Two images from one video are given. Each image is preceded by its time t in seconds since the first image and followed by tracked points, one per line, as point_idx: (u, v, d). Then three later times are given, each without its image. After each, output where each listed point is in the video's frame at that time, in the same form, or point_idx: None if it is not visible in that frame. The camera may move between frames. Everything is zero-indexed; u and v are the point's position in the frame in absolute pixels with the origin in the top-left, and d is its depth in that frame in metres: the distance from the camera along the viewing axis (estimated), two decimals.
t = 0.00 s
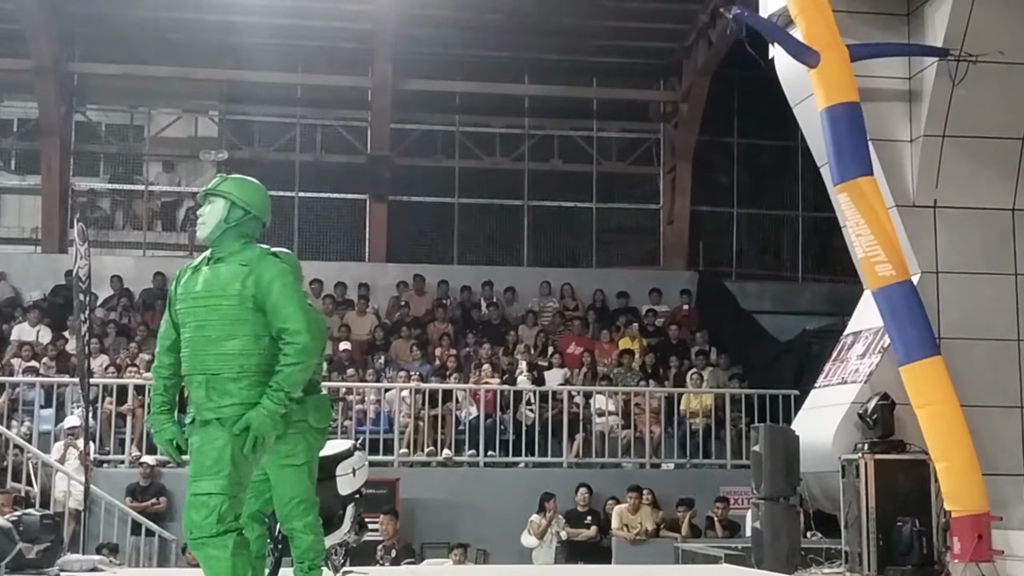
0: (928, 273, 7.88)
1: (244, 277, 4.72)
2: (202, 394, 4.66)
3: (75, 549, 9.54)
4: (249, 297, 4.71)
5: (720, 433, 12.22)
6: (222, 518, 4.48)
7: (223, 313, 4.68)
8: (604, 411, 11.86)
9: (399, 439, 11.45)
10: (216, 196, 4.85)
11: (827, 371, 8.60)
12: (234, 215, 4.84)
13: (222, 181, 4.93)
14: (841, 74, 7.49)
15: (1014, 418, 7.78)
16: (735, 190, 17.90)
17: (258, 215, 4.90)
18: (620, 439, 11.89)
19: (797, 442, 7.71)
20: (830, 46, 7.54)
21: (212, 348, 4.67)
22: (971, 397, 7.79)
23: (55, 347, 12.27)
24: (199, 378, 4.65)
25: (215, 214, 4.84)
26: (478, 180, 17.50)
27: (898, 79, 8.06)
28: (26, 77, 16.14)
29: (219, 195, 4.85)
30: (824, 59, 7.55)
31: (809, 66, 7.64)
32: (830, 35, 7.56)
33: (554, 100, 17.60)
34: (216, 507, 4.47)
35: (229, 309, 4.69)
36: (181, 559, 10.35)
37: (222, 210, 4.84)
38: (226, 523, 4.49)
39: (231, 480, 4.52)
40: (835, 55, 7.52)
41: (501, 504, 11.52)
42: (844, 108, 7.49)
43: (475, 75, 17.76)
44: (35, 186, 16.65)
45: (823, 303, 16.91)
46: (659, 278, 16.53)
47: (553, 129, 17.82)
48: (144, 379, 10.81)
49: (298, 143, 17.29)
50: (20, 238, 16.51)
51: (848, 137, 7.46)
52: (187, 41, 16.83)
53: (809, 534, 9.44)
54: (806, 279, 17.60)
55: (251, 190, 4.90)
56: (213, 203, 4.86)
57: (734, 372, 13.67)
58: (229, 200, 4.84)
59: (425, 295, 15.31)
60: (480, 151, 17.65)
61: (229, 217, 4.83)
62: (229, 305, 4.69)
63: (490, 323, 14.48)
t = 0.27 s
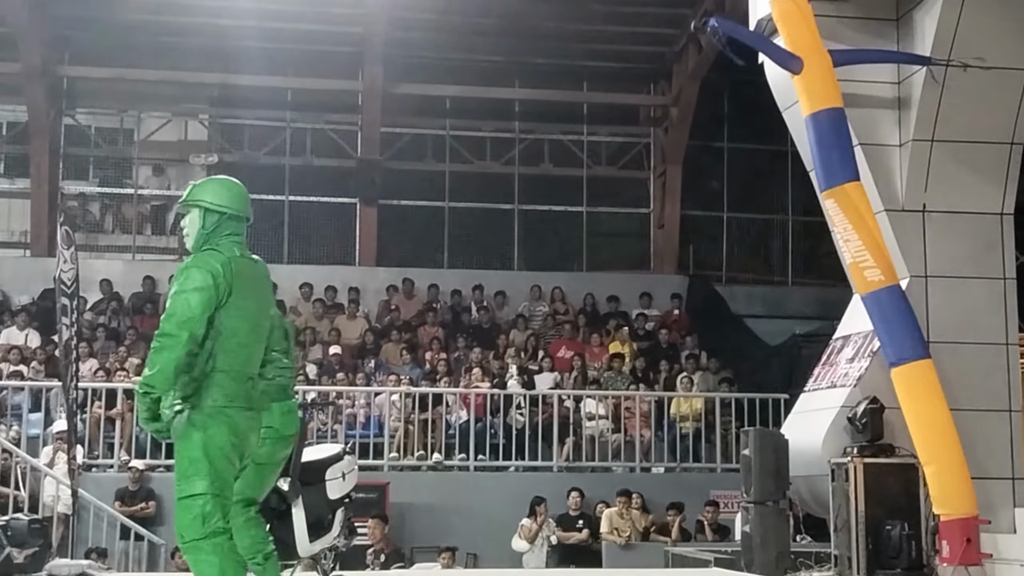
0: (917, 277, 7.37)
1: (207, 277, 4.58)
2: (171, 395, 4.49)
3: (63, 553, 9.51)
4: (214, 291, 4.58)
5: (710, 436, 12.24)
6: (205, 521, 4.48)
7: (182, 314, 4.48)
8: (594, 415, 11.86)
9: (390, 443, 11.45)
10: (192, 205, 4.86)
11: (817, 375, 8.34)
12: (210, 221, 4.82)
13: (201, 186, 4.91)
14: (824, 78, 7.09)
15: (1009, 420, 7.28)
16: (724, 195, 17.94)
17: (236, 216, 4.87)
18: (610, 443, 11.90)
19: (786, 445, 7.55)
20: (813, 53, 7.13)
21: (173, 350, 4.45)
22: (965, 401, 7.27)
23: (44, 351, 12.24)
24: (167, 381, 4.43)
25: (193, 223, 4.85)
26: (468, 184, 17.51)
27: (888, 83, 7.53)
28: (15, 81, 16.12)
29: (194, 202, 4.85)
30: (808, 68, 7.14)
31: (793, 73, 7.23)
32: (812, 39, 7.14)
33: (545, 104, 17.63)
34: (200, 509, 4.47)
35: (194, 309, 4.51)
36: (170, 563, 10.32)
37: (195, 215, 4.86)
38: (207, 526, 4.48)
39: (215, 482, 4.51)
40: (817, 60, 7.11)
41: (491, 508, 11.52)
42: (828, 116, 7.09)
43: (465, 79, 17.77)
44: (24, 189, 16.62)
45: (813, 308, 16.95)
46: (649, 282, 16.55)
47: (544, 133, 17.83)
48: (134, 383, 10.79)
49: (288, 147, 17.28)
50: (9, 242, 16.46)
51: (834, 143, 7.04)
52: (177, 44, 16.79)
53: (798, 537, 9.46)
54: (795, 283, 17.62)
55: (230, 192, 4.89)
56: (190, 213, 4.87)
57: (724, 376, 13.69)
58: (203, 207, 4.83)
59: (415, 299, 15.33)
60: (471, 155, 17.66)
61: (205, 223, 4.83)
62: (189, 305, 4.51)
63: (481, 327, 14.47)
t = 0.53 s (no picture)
0: (906, 282, 7.36)
1: (208, 263, 4.66)
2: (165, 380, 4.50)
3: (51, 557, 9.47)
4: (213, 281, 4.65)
5: (701, 440, 12.24)
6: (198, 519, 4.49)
7: (185, 295, 4.55)
8: (585, 418, 11.84)
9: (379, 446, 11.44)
10: (189, 203, 4.86)
11: (807, 378, 8.29)
12: (207, 219, 4.82)
13: (197, 185, 4.93)
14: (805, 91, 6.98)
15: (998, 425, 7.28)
16: (714, 199, 17.96)
17: (231, 214, 4.88)
18: (600, 447, 11.89)
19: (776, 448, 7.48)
20: (796, 66, 7.01)
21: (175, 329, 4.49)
22: (954, 406, 7.27)
23: (33, 354, 12.20)
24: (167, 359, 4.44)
25: (189, 220, 4.85)
26: (458, 187, 17.49)
27: (878, 88, 7.52)
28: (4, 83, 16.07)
29: (191, 201, 4.86)
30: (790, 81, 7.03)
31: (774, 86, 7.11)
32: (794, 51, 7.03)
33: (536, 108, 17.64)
34: (198, 510, 4.50)
35: (197, 293, 4.57)
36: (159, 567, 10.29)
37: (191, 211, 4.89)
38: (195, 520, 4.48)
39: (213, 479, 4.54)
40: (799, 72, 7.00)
41: (480, 512, 11.51)
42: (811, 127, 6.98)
43: (456, 82, 17.76)
44: (13, 192, 16.56)
45: (803, 311, 16.99)
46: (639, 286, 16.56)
47: (534, 137, 17.84)
48: (123, 386, 10.76)
49: (278, 149, 17.25)
50: None
51: (818, 154, 6.94)
52: (166, 47, 16.75)
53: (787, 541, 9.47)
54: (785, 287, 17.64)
55: (227, 191, 4.93)
56: (187, 210, 4.86)
57: (714, 379, 13.69)
58: (201, 205, 4.85)
59: (405, 302, 15.32)
60: (461, 158, 17.65)
61: (202, 221, 4.83)
62: (191, 289, 4.56)
63: (471, 331, 14.45)
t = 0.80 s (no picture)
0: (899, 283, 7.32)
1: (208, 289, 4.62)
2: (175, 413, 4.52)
3: (40, 560, 9.43)
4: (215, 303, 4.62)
5: (691, 443, 12.27)
6: (201, 526, 4.54)
7: (191, 327, 4.52)
8: (575, 421, 11.86)
9: (370, 449, 11.44)
10: (181, 209, 4.87)
11: (798, 381, 8.25)
12: (199, 227, 4.85)
13: (186, 191, 4.91)
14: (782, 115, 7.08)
15: (989, 428, 7.23)
16: (705, 202, 17.98)
17: (224, 220, 4.90)
18: (591, 449, 11.89)
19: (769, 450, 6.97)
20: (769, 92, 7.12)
21: (185, 364, 4.47)
22: (944, 409, 7.22)
23: (22, 357, 12.16)
24: (178, 396, 4.45)
25: (183, 228, 4.88)
26: (449, 189, 17.49)
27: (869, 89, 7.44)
28: None
29: (183, 209, 4.86)
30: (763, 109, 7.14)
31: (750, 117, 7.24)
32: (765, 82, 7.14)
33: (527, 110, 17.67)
34: (195, 515, 4.54)
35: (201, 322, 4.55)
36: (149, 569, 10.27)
37: (184, 221, 4.88)
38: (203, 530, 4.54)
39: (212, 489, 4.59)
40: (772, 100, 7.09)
41: (471, 515, 11.49)
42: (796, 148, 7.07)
43: (447, 84, 17.76)
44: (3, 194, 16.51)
45: (794, 314, 17.01)
46: (630, 289, 16.58)
47: (526, 139, 17.85)
48: (112, 388, 10.75)
49: (269, 151, 17.22)
50: None
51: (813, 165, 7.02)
52: (157, 48, 16.70)
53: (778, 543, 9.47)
54: (776, 289, 17.66)
55: (218, 195, 4.91)
56: (179, 217, 4.89)
57: (705, 382, 13.71)
58: (193, 212, 4.85)
59: (396, 304, 15.31)
60: (452, 160, 17.65)
61: (193, 231, 4.86)
62: (195, 319, 4.54)
63: (462, 333, 14.44)
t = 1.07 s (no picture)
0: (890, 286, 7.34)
1: (191, 303, 4.86)
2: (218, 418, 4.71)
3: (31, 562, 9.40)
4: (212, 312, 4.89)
5: (683, 445, 12.28)
6: (213, 526, 4.78)
7: (206, 337, 4.77)
8: (568, 422, 11.87)
9: (362, 450, 11.44)
10: (96, 271, 4.95)
11: (790, 382, 8.27)
12: (123, 278, 4.97)
13: (91, 249, 4.96)
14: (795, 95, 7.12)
15: (980, 430, 7.25)
16: (697, 204, 18.01)
17: (139, 258, 4.99)
18: (584, 451, 11.90)
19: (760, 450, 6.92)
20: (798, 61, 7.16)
21: (217, 368, 4.71)
22: (936, 411, 7.23)
23: (12, 358, 12.12)
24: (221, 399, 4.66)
25: (109, 285, 4.98)
26: (442, 191, 17.49)
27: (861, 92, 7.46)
28: None
29: (96, 267, 4.93)
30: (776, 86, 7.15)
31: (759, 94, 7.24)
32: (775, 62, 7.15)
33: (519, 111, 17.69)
34: (206, 516, 4.78)
35: (213, 331, 4.80)
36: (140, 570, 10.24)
37: (108, 280, 4.98)
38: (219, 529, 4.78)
39: (230, 491, 4.83)
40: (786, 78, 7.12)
41: (463, 517, 11.48)
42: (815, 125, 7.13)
43: (439, 86, 17.77)
44: None
45: (786, 316, 17.04)
46: (623, 291, 16.60)
47: (518, 141, 17.86)
48: (103, 390, 10.74)
49: (261, 153, 17.20)
50: None
51: (825, 147, 7.10)
52: (149, 50, 16.69)
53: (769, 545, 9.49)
54: (767, 291, 17.70)
55: (123, 241, 4.97)
56: (101, 280, 4.98)
57: (697, 383, 13.73)
58: (109, 266, 4.92)
59: (388, 306, 15.30)
60: (444, 162, 17.66)
61: (120, 281, 4.98)
62: (206, 330, 4.79)
63: (454, 335, 14.44)
